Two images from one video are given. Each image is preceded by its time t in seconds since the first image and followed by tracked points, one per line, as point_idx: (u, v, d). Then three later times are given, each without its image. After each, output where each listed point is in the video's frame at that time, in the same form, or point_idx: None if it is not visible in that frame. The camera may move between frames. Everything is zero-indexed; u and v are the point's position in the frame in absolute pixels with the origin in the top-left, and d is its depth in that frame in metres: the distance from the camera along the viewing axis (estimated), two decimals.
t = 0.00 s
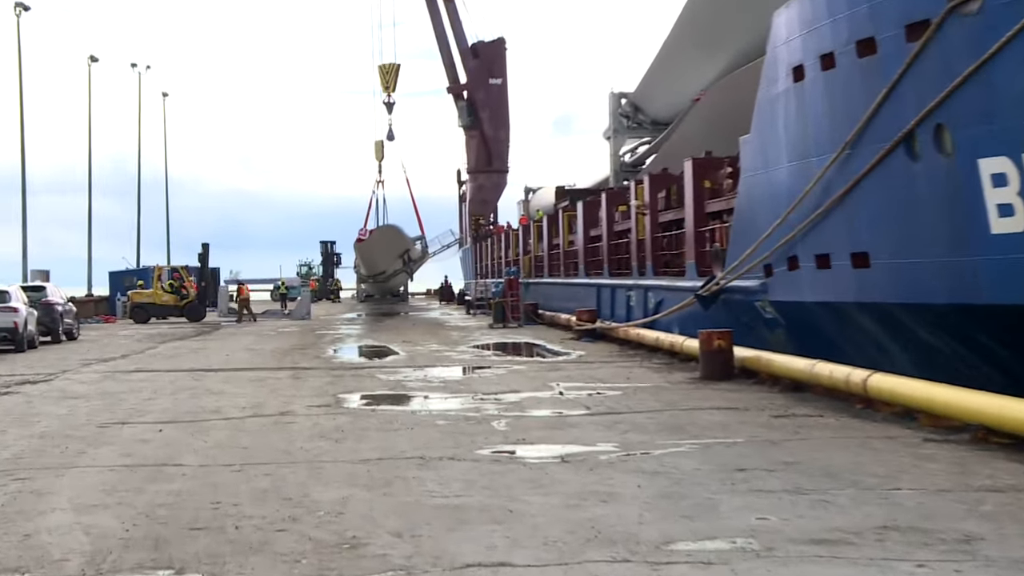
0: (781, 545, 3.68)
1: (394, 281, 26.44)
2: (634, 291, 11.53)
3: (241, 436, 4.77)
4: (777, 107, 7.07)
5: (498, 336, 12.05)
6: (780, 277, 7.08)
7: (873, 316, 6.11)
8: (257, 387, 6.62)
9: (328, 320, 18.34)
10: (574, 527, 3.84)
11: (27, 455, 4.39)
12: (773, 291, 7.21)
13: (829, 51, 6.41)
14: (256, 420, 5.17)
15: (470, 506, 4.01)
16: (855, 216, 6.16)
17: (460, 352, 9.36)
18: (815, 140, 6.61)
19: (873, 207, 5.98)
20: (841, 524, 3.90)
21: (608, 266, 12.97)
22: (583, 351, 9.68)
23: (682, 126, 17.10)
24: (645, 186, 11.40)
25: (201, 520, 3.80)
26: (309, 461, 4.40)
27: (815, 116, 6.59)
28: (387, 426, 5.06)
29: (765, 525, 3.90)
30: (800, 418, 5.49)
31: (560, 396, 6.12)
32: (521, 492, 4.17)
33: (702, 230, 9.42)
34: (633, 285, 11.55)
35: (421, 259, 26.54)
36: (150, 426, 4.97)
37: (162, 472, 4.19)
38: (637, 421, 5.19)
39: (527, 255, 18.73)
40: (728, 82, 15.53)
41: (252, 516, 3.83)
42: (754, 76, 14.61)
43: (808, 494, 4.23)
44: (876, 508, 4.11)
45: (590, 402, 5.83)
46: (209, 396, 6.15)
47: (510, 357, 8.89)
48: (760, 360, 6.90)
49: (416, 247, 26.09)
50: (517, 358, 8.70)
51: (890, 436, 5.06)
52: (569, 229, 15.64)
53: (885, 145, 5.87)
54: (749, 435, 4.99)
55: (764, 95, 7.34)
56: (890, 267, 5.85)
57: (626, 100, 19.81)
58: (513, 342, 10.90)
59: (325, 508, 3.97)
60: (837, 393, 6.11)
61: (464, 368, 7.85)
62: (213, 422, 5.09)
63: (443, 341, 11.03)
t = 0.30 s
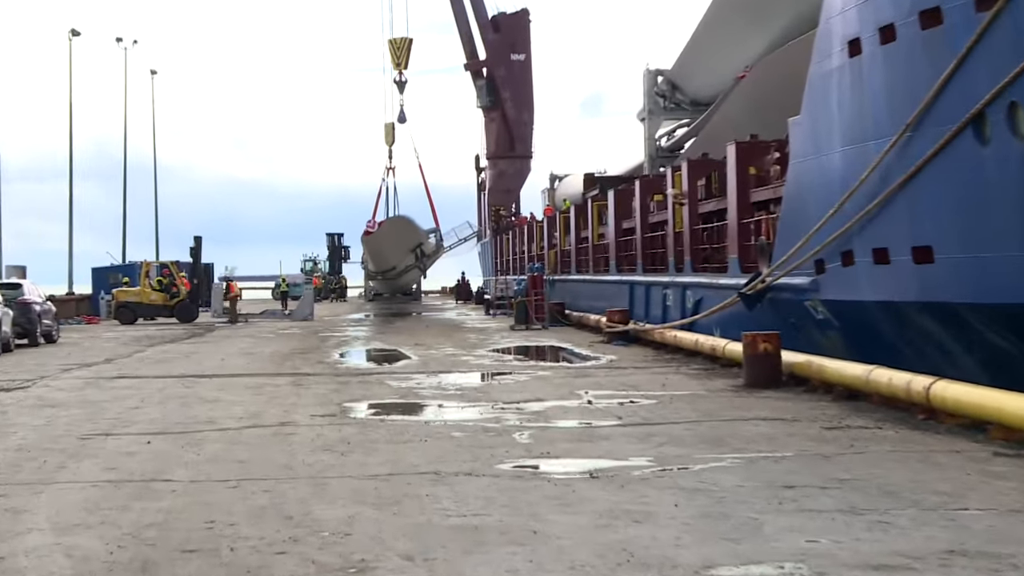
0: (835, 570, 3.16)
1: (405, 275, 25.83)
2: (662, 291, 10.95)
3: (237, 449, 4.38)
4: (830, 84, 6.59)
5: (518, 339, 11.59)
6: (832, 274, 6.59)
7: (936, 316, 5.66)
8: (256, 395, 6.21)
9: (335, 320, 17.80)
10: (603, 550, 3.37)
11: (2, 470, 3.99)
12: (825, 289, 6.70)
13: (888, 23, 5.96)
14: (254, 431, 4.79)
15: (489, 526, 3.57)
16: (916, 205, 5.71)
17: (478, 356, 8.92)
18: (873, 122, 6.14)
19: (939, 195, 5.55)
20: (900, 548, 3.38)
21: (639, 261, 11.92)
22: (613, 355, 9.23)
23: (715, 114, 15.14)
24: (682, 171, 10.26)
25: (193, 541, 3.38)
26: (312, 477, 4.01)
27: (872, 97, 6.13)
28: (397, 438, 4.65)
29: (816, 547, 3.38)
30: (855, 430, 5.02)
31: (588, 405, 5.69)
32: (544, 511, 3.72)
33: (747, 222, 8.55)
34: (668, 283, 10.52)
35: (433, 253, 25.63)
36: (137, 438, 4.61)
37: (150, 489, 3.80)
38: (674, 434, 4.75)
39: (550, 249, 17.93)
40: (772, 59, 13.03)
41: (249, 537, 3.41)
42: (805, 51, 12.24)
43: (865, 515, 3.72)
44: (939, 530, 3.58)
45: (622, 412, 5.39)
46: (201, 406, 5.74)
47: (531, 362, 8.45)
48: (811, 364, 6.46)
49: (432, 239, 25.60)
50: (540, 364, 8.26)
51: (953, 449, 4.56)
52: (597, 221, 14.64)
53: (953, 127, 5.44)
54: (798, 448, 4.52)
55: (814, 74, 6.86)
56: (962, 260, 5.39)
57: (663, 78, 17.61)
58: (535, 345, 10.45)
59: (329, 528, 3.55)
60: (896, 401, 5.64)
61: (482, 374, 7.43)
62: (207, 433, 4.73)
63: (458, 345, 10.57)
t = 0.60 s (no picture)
0: None
1: (398, 272, 25.01)
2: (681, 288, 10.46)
3: (215, 462, 4.03)
4: (870, 57, 6.23)
5: (525, 339, 11.18)
6: (870, 267, 6.20)
7: (988, 312, 5.28)
8: (239, 403, 5.84)
9: (329, 318, 17.30)
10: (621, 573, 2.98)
11: None
12: (864, 285, 6.27)
13: None
14: (234, 442, 4.46)
15: (493, 546, 3.19)
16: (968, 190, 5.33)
17: (483, 359, 8.52)
18: (920, 101, 5.76)
19: (993, 179, 5.18)
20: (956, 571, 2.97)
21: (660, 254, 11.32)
22: (631, 357, 8.86)
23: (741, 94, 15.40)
24: (706, 156, 9.72)
25: (166, 562, 3.01)
26: (298, 492, 3.66)
27: (919, 73, 5.75)
28: (392, 449, 4.30)
29: (861, 570, 2.98)
30: (897, 440, 4.65)
31: (602, 412, 5.32)
32: (554, 528, 3.34)
33: (778, 211, 8.09)
34: (691, 278, 10.01)
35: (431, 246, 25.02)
36: (105, 449, 4.28)
37: (119, 506, 3.45)
38: (697, 444, 4.38)
39: (561, 240, 16.91)
40: (795, 42, 13.21)
41: (226, 559, 3.03)
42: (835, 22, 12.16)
43: (909, 534, 3.31)
44: (994, 550, 3.17)
45: (639, 420, 5.02)
46: (177, 414, 5.37)
47: (541, 365, 8.06)
48: (849, 366, 6.08)
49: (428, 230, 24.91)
50: (549, 367, 7.87)
51: (1008, 460, 4.18)
52: (614, 211, 13.81)
53: (1010, 105, 5.06)
54: (833, 460, 4.13)
55: (853, 50, 6.46)
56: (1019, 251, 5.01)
57: (684, 52, 17.23)
58: (543, 347, 10.05)
59: (316, 549, 3.18)
60: (942, 409, 5.26)
61: (488, 379, 7.05)
62: (183, 444, 4.40)
63: (459, 346, 10.16)
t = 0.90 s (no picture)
0: None
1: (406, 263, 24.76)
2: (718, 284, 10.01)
3: (201, 477, 3.71)
4: (928, 26, 5.88)
5: (544, 341, 10.79)
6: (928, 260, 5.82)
7: None
8: (228, 411, 5.50)
9: (329, 318, 16.94)
10: None
11: None
12: (920, 281, 5.90)
13: None
14: (223, 454, 4.14)
15: (510, 570, 2.83)
16: None
17: (497, 364, 8.15)
18: (987, 77, 5.42)
19: None
20: None
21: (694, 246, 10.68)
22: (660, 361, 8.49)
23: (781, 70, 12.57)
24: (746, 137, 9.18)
25: None
26: (294, 509, 3.33)
27: (988, 48, 5.42)
28: (396, 463, 3.96)
29: None
30: (958, 454, 4.25)
31: (630, 422, 4.96)
32: (578, 551, 2.99)
33: (826, 198, 7.68)
34: (727, 273, 9.59)
35: (440, 235, 24.79)
36: (80, 462, 3.98)
37: (96, 526, 3.13)
38: (735, 457, 4.02)
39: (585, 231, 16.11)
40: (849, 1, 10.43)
41: None
42: None
43: (972, 557, 2.93)
44: None
45: (672, 431, 4.67)
46: (160, 423, 5.04)
47: (562, 370, 7.69)
48: (905, 372, 5.71)
49: (438, 219, 24.77)
50: (570, 371, 7.51)
51: None
52: (643, 200, 13.03)
53: None
54: (888, 476, 3.76)
55: (910, 21, 6.07)
56: None
57: (723, 22, 14.96)
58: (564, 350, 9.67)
59: (312, 572, 2.83)
60: (1010, 418, 4.89)
61: (504, 385, 6.69)
62: (167, 457, 4.08)
63: (471, 349, 9.78)
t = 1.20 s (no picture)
0: None
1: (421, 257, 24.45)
2: (766, 280, 9.57)
3: (194, 496, 3.40)
4: None
5: (572, 345, 10.42)
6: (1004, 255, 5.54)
7: None
8: (221, 422, 5.20)
9: (334, 319, 16.60)
10: None
11: None
12: (993, 278, 5.62)
13: None
14: (217, 470, 3.84)
15: None
16: None
17: (521, 370, 7.82)
18: None
19: None
20: None
21: (740, 238, 10.31)
22: (702, 366, 8.11)
23: (838, 42, 13.00)
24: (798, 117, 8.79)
25: None
26: (297, 531, 3.02)
27: None
28: (408, 480, 3.65)
29: None
30: None
31: (669, 435, 4.63)
32: None
33: (888, 185, 7.29)
34: (777, 269, 9.19)
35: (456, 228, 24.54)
36: (59, 478, 3.71)
37: (77, 549, 2.84)
38: (786, 474, 3.69)
39: (619, 221, 15.76)
40: None
41: None
42: None
43: None
44: None
45: (715, 445, 4.33)
46: (145, 436, 4.75)
47: (591, 377, 7.35)
48: (977, 379, 5.41)
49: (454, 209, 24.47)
50: (601, 379, 7.16)
51: None
52: (682, 187, 12.63)
53: None
54: (957, 496, 3.41)
55: None
56: None
57: None
58: (595, 354, 9.32)
59: None
60: None
61: (528, 394, 6.36)
62: (154, 473, 3.80)
63: (492, 353, 9.44)
